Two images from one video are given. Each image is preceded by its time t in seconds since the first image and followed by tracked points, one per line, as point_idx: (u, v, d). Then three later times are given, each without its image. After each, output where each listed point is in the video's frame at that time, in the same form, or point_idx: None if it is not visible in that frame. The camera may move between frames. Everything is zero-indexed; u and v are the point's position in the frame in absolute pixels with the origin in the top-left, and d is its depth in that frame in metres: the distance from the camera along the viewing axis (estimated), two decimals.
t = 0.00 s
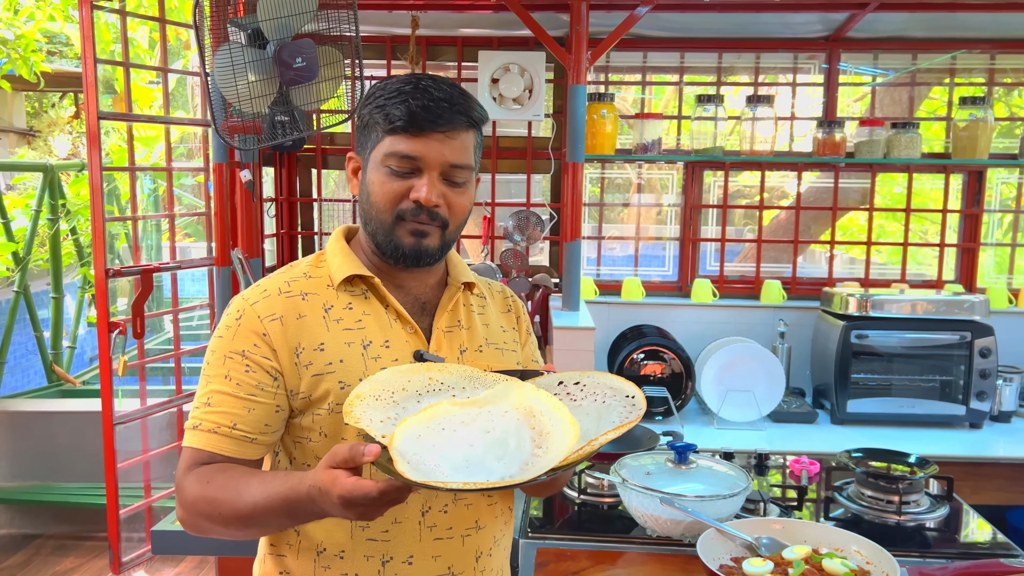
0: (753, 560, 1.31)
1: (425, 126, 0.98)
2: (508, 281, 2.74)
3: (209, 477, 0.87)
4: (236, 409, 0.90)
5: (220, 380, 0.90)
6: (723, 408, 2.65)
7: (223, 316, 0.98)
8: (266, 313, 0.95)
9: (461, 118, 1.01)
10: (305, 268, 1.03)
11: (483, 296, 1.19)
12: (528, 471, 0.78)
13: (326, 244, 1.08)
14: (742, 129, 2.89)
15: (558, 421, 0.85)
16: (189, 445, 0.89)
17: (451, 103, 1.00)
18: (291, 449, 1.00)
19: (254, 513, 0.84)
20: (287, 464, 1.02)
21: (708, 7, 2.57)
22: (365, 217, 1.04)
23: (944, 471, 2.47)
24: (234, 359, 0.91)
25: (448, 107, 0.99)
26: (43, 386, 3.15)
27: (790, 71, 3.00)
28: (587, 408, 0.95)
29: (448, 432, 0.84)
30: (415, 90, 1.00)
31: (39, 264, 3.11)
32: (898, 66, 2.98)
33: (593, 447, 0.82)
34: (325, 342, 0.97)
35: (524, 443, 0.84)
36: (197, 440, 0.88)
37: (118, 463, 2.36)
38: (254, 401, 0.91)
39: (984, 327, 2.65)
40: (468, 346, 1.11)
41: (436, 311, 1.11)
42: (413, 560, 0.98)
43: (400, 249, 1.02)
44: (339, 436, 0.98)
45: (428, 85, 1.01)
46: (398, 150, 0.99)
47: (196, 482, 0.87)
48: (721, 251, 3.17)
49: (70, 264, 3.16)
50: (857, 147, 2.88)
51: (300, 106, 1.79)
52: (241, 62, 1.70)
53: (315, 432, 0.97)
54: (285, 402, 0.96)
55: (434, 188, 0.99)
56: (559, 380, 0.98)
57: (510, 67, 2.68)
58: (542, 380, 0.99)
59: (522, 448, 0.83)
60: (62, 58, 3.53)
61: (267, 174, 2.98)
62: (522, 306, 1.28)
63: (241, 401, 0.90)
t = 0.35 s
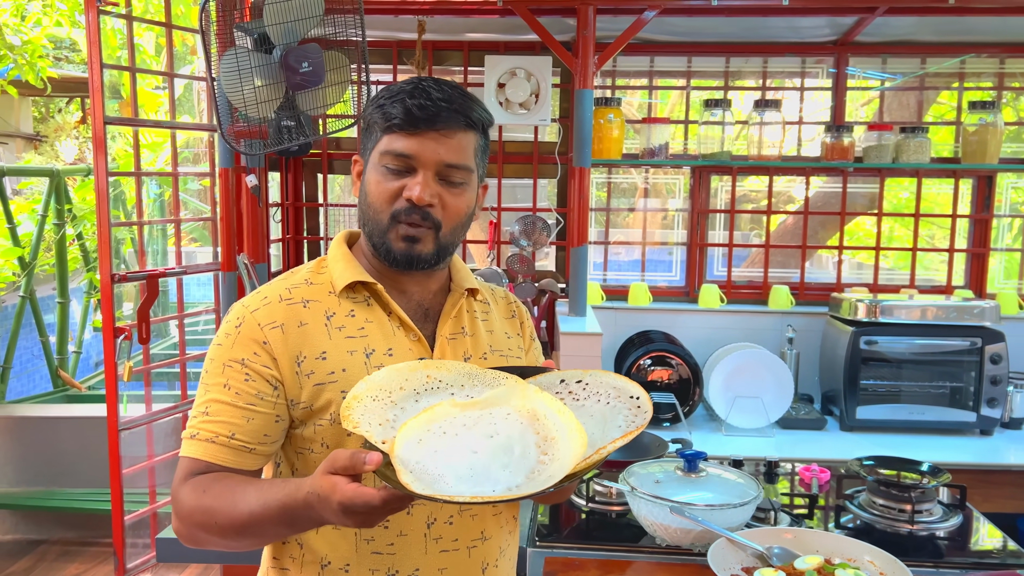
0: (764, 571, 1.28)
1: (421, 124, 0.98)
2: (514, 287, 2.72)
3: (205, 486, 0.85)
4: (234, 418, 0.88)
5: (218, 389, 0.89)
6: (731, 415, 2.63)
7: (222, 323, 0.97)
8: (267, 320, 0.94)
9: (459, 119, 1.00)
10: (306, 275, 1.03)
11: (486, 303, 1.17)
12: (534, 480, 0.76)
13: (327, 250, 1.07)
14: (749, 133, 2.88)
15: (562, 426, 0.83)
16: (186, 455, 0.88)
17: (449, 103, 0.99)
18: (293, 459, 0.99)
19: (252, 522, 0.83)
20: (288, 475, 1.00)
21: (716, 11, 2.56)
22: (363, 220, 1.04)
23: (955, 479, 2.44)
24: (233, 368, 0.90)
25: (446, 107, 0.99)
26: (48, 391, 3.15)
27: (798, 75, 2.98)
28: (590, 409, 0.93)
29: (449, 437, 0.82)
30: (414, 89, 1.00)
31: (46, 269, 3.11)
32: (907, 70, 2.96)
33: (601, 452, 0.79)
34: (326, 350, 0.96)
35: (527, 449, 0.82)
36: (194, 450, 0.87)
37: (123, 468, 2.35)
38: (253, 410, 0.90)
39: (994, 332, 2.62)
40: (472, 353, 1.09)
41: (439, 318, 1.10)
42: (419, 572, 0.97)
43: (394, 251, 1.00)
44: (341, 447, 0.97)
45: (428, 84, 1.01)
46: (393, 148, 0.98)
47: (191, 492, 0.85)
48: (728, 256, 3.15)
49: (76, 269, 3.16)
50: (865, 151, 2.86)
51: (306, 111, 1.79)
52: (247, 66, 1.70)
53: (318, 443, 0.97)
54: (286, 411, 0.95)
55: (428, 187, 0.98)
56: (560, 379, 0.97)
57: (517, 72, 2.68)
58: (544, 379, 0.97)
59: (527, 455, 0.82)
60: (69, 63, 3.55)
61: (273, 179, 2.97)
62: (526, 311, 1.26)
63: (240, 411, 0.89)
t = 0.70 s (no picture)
0: None
1: (443, 131, 0.96)
2: (524, 292, 2.70)
3: (214, 492, 0.83)
4: (245, 423, 0.86)
5: (229, 393, 0.87)
6: (744, 421, 2.61)
7: (234, 326, 0.95)
8: (279, 325, 0.93)
9: (482, 128, 0.98)
10: (319, 280, 1.01)
11: (501, 312, 1.15)
12: (569, 469, 0.74)
13: (341, 255, 1.05)
14: (762, 138, 2.83)
15: (591, 416, 0.82)
16: (193, 460, 0.85)
17: (474, 112, 0.97)
18: (302, 470, 0.97)
19: (266, 524, 0.81)
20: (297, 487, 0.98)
21: (728, 14, 2.54)
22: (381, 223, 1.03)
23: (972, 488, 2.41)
24: (244, 372, 0.88)
25: (470, 116, 0.96)
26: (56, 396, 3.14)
27: (810, 79, 2.96)
28: (612, 400, 0.89)
29: (475, 428, 0.80)
30: (439, 96, 0.99)
31: (54, 274, 3.10)
32: (921, 74, 2.94)
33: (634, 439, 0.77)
34: (338, 357, 0.94)
35: (556, 439, 0.80)
36: (202, 455, 0.85)
37: (131, 475, 2.34)
38: (265, 416, 0.88)
39: (1011, 339, 2.59)
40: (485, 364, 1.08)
41: (453, 327, 1.08)
42: None
43: (408, 257, 0.99)
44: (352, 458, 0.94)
45: (455, 91, 1.00)
46: (413, 154, 0.97)
47: (200, 497, 0.83)
48: (740, 261, 3.12)
49: (84, 274, 3.16)
50: (878, 155, 2.84)
51: (316, 116, 1.77)
52: (257, 70, 1.68)
53: (328, 453, 0.94)
54: (296, 418, 0.92)
55: (445, 195, 0.96)
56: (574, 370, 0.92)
57: (527, 76, 2.66)
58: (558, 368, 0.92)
59: (558, 444, 0.80)
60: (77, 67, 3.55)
61: (282, 183, 2.96)
62: (541, 321, 1.24)
63: (251, 416, 0.87)
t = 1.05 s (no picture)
0: None
1: (461, 144, 0.93)
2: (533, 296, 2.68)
3: (223, 502, 0.81)
4: (253, 433, 0.85)
5: (237, 402, 0.86)
6: (755, 427, 2.58)
7: (242, 334, 0.93)
8: (288, 332, 0.91)
9: (499, 136, 0.95)
10: (329, 286, 0.99)
11: (516, 318, 1.13)
12: (588, 476, 0.73)
13: (351, 261, 1.03)
14: (773, 140, 2.85)
15: (612, 424, 0.81)
16: (202, 470, 0.84)
17: (489, 119, 0.94)
18: (311, 480, 0.95)
19: (280, 537, 0.79)
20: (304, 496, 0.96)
21: (739, 16, 2.52)
22: (395, 238, 0.99)
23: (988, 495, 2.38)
24: (253, 381, 0.87)
25: (486, 124, 0.94)
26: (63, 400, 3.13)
27: (821, 81, 2.93)
28: (638, 410, 0.88)
29: (495, 440, 0.79)
30: (450, 105, 0.95)
31: (61, 277, 3.09)
32: (934, 76, 2.91)
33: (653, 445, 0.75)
34: (347, 366, 0.92)
35: (577, 447, 0.79)
36: (211, 466, 0.83)
37: (138, 480, 2.32)
38: (274, 426, 0.86)
39: None
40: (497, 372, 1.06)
41: (464, 334, 1.06)
42: None
43: (430, 274, 0.97)
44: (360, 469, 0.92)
45: (466, 97, 0.96)
46: (430, 169, 0.93)
47: (210, 508, 0.81)
48: (751, 265, 3.09)
49: (91, 277, 3.15)
50: (891, 158, 2.81)
51: (325, 118, 1.76)
52: (266, 73, 1.67)
53: (336, 463, 0.92)
54: (305, 428, 0.90)
55: (468, 210, 0.94)
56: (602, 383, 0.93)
57: (536, 78, 2.64)
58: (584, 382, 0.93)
59: (577, 453, 0.78)
60: (85, 71, 3.55)
61: (290, 186, 2.94)
62: (558, 327, 1.21)
63: (260, 426, 0.85)
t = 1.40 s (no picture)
0: None
1: (478, 146, 0.91)
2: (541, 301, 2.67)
3: (227, 522, 0.80)
4: (259, 445, 0.83)
5: (243, 413, 0.85)
6: (766, 433, 2.56)
7: (249, 341, 0.92)
8: (294, 341, 0.89)
9: (513, 135, 0.94)
10: (337, 291, 0.97)
11: (528, 321, 1.10)
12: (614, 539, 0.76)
13: (359, 265, 1.01)
14: (783, 143, 2.83)
15: (635, 488, 0.83)
16: (207, 482, 0.83)
17: (501, 118, 0.93)
18: (319, 488, 0.95)
19: (286, 569, 0.78)
20: (312, 505, 0.95)
21: (749, 19, 2.50)
22: (410, 247, 0.96)
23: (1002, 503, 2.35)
24: (258, 392, 0.85)
25: (499, 124, 0.93)
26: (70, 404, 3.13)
27: (832, 84, 2.91)
28: (655, 477, 0.88)
29: (516, 504, 0.80)
30: (461, 107, 0.93)
31: (68, 281, 3.09)
32: (946, 79, 2.88)
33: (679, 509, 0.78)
34: (355, 374, 0.90)
35: (598, 509, 0.82)
36: (215, 478, 0.82)
37: (144, 485, 2.31)
38: (279, 438, 0.85)
39: None
40: (508, 379, 1.02)
41: (473, 341, 1.04)
42: None
43: (453, 281, 0.94)
44: (367, 479, 0.90)
45: (475, 99, 0.95)
46: (448, 175, 0.91)
47: (216, 525, 0.81)
48: (761, 269, 3.07)
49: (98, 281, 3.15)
50: (902, 162, 2.78)
51: (332, 122, 1.75)
52: (273, 76, 1.67)
53: (343, 473, 0.91)
54: (312, 438, 0.89)
55: (489, 213, 0.92)
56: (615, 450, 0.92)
57: (544, 81, 2.63)
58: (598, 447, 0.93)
59: (601, 516, 0.81)
60: (93, 75, 3.56)
61: (297, 190, 2.93)
62: (574, 331, 1.18)
63: (265, 438, 0.84)
